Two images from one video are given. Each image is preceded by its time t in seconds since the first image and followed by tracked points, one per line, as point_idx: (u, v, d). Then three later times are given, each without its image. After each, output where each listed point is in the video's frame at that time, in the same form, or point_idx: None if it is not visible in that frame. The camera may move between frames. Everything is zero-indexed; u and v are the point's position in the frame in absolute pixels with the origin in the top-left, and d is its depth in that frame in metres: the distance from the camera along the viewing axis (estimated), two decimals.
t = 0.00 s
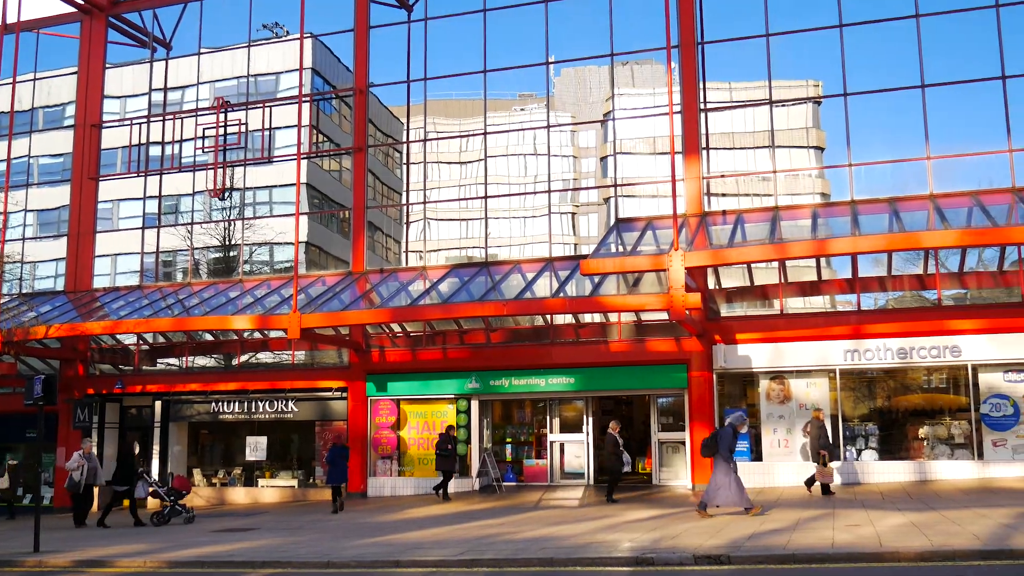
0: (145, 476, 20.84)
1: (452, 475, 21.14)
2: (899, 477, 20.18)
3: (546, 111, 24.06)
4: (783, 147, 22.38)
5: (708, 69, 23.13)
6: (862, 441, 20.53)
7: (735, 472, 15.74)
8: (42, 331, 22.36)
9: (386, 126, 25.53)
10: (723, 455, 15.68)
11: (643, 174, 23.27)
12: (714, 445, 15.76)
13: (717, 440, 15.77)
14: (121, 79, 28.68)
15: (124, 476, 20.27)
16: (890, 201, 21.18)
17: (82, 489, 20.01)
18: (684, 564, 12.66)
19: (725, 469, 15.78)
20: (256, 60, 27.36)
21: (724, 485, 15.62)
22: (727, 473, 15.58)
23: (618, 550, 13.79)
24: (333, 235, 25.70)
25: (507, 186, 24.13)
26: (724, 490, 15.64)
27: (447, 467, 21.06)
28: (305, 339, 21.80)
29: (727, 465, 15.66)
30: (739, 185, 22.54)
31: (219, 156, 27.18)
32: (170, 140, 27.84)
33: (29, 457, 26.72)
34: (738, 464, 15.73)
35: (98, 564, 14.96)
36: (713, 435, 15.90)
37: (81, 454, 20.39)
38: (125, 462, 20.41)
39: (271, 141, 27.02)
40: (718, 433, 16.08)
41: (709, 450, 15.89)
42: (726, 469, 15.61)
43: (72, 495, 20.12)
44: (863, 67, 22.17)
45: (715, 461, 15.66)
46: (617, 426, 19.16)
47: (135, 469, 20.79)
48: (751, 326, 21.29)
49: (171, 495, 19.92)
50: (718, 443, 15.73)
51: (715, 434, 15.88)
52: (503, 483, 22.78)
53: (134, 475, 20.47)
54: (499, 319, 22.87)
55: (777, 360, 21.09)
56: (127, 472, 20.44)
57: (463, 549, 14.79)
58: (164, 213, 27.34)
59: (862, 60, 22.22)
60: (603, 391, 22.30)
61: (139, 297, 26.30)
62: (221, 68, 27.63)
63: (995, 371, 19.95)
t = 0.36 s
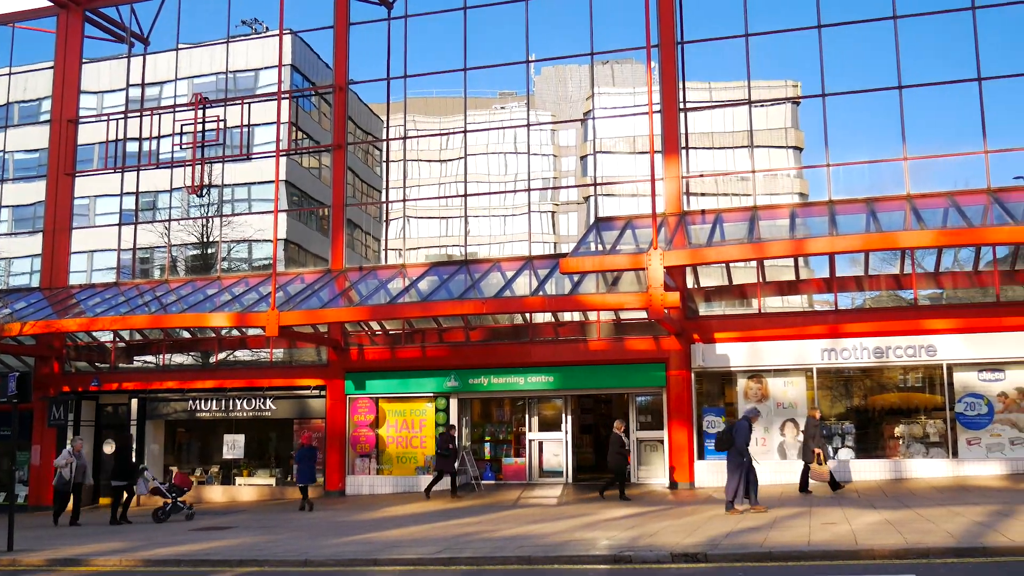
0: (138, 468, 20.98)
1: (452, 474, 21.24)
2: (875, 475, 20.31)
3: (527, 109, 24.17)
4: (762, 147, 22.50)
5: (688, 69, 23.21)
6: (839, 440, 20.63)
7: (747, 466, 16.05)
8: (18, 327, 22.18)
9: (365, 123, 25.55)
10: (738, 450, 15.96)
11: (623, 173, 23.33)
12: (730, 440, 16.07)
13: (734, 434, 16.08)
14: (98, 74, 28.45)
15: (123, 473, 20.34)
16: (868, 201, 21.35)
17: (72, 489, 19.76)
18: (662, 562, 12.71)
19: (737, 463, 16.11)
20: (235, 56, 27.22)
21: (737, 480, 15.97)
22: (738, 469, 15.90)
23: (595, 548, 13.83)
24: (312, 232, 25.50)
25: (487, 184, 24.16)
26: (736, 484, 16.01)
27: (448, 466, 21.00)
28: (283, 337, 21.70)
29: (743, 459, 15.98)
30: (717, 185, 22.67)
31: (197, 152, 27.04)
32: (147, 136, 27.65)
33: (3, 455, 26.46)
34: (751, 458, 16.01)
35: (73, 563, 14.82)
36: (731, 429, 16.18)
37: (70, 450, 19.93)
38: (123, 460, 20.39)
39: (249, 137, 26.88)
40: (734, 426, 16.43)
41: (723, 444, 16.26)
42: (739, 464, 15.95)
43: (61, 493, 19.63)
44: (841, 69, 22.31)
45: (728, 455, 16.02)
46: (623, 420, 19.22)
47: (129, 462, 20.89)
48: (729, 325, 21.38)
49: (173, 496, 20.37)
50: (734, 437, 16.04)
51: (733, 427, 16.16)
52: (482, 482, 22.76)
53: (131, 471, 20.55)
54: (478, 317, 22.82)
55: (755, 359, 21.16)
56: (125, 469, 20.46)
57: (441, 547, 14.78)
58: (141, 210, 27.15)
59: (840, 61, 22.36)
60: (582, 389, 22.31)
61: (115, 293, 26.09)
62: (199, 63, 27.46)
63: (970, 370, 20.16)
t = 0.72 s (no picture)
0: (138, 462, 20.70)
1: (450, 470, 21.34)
2: (850, 473, 20.47)
3: (507, 107, 24.14)
4: (741, 147, 22.58)
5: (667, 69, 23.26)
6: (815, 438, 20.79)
7: (764, 464, 16.05)
8: None
9: (344, 120, 25.44)
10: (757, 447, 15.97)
11: (602, 172, 23.42)
12: (747, 437, 16.10)
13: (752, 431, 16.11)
14: (74, 68, 28.17)
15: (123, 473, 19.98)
16: (844, 201, 21.49)
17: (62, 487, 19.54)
18: (638, 560, 12.75)
19: (754, 460, 16.12)
20: (214, 52, 27.05)
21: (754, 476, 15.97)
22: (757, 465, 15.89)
23: (572, 546, 13.86)
24: (291, 230, 25.40)
25: (467, 183, 24.12)
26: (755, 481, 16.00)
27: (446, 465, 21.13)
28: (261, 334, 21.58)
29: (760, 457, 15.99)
30: (696, 185, 22.74)
31: (174, 149, 26.85)
32: (124, 132, 27.44)
33: None
34: (769, 457, 16.01)
35: (47, 562, 14.70)
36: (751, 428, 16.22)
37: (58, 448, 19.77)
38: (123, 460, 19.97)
39: (228, 134, 26.73)
40: (752, 424, 16.48)
41: (740, 441, 16.29)
42: (756, 460, 15.95)
43: (50, 491, 19.33)
44: (820, 70, 22.44)
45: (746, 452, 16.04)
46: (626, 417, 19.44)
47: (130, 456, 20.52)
48: (707, 324, 21.43)
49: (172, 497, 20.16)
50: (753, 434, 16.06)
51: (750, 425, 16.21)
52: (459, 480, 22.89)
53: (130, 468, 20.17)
54: (457, 315, 22.80)
55: (732, 358, 21.27)
56: (125, 467, 20.08)
57: (418, 545, 14.77)
58: (118, 206, 26.94)
59: (818, 62, 22.47)
60: (560, 388, 22.30)
61: (91, 290, 25.88)
62: (177, 58, 27.24)
63: (945, 369, 20.37)
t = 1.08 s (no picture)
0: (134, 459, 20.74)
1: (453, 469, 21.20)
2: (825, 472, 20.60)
3: (485, 106, 24.13)
4: (719, 148, 22.67)
5: (647, 70, 23.33)
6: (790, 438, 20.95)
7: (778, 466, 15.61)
8: None
9: (323, 117, 25.39)
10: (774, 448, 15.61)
11: (581, 171, 23.43)
12: (761, 437, 15.78)
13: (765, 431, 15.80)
14: (50, 63, 27.91)
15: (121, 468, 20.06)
16: (821, 202, 21.64)
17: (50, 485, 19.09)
18: (614, 559, 12.80)
19: (769, 464, 15.67)
20: (191, 48, 26.83)
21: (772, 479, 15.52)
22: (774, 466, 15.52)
23: (549, 545, 13.89)
24: (268, 228, 25.35)
25: (446, 181, 24.11)
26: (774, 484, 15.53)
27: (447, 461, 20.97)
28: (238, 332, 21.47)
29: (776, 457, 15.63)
30: (675, 184, 22.81)
31: (151, 145, 26.67)
32: (100, 127, 27.21)
33: None
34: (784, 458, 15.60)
35: (19, 562, 14.57)
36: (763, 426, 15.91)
37: (45, 445, 19.18)
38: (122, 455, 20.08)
39: (205, 131, 26.60)
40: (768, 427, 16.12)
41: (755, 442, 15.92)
42: (773, 461, 15.58)
43: (37, 489, 18.86)
44: (797, 71, 22.57)
45: (761, 452, 15.71)
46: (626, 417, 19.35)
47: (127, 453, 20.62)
48: (683, 323, 21.56)
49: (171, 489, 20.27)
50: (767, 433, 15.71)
51: (763, 425, 15.90)
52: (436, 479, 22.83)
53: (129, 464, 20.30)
54: (435, 314, 22.71)
55: (709, 357, 21.36)
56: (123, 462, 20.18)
57: (394, 544, 14.74)
58: (93, 202, 26.71)
59: (796, 64, 22.60)
60: (537, 387, 22.34)
61: (66, 287, 25.65)
62: (155, 54, 27.04)
63: (919, 369, 20.56)
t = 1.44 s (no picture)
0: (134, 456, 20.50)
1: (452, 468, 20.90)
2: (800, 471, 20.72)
3: (464, 105, 24.09)
4: (697, 148, 22.77)
5: (625, 70, 23.39)
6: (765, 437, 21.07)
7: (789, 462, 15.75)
8: None
9: (301, 114, 25.28)
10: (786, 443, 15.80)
11: (559, 170, 23.54)
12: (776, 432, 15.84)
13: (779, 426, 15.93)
14: (25, 57, 27.66)
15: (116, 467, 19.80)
16: (797, 203, 21.79)
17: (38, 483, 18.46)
18: (590, 557, 12.84)
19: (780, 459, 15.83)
20: (169, 43, 26.69)
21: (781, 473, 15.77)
22: (785, 462, 15.70)
23: (525, 543, 13.91)
24: (245, 224, 25.37)
25: (424, 179, 24.07)
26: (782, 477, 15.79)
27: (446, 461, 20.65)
28: (214, 330, 21.37)
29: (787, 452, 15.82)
30: (652, 184, 22.91)
31: (127, 141, 26.47)
32: (75, 123, 26.97)
33: None
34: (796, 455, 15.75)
35: None
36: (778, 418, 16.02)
37: (34, 441, 18.51)
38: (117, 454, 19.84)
39: (182, 127, 26.35)
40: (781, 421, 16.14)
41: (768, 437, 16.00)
42: (784, 457, 15.76)
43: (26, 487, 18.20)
44: (774, 72, 22.71)
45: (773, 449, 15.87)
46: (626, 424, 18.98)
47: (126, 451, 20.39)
48: (660, 322, 21.63)
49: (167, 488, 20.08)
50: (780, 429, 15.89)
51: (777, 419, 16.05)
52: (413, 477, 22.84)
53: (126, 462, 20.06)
54: (413, 312, 22.63)
55: (685, 356, 21.47)
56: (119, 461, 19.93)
57: (370, 543, 14.70)
58: (68, 198, 26.46)
59: (773, 65, 22.73)
60: (514, 386, 22.34)
61: (40, 284, 25.41)
62: (131, 49, 26.85)
63: (893, 369, 20.76)
